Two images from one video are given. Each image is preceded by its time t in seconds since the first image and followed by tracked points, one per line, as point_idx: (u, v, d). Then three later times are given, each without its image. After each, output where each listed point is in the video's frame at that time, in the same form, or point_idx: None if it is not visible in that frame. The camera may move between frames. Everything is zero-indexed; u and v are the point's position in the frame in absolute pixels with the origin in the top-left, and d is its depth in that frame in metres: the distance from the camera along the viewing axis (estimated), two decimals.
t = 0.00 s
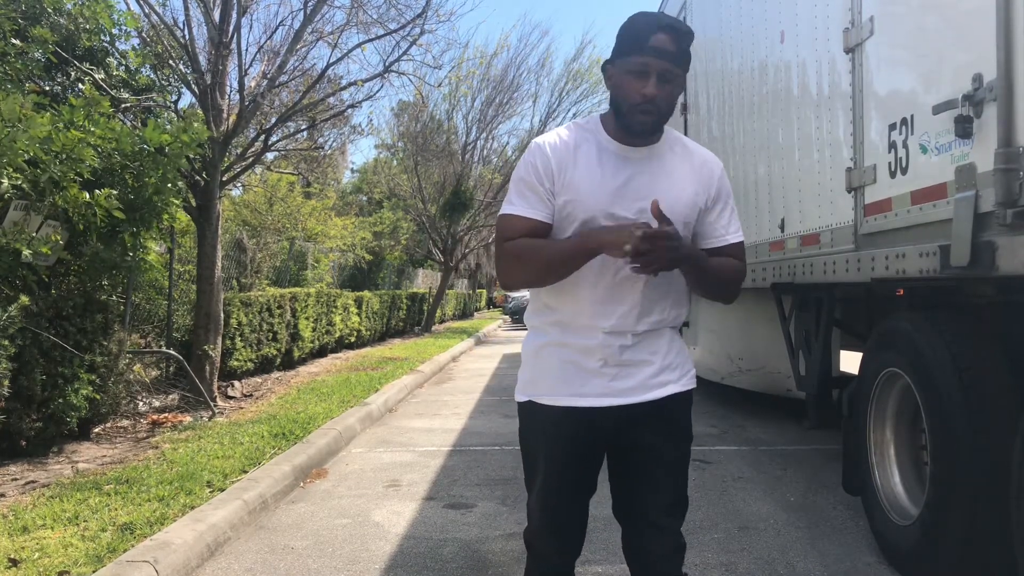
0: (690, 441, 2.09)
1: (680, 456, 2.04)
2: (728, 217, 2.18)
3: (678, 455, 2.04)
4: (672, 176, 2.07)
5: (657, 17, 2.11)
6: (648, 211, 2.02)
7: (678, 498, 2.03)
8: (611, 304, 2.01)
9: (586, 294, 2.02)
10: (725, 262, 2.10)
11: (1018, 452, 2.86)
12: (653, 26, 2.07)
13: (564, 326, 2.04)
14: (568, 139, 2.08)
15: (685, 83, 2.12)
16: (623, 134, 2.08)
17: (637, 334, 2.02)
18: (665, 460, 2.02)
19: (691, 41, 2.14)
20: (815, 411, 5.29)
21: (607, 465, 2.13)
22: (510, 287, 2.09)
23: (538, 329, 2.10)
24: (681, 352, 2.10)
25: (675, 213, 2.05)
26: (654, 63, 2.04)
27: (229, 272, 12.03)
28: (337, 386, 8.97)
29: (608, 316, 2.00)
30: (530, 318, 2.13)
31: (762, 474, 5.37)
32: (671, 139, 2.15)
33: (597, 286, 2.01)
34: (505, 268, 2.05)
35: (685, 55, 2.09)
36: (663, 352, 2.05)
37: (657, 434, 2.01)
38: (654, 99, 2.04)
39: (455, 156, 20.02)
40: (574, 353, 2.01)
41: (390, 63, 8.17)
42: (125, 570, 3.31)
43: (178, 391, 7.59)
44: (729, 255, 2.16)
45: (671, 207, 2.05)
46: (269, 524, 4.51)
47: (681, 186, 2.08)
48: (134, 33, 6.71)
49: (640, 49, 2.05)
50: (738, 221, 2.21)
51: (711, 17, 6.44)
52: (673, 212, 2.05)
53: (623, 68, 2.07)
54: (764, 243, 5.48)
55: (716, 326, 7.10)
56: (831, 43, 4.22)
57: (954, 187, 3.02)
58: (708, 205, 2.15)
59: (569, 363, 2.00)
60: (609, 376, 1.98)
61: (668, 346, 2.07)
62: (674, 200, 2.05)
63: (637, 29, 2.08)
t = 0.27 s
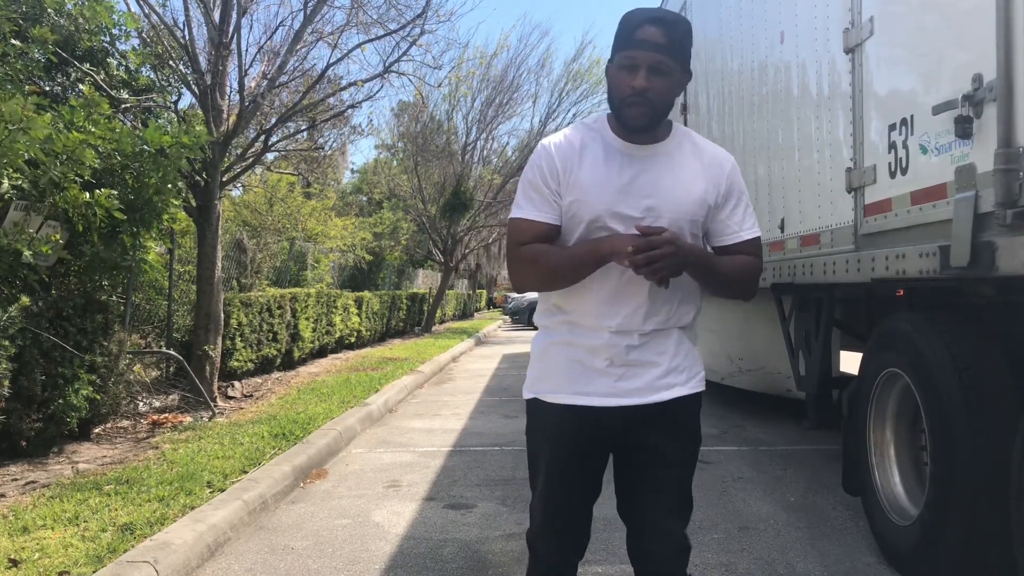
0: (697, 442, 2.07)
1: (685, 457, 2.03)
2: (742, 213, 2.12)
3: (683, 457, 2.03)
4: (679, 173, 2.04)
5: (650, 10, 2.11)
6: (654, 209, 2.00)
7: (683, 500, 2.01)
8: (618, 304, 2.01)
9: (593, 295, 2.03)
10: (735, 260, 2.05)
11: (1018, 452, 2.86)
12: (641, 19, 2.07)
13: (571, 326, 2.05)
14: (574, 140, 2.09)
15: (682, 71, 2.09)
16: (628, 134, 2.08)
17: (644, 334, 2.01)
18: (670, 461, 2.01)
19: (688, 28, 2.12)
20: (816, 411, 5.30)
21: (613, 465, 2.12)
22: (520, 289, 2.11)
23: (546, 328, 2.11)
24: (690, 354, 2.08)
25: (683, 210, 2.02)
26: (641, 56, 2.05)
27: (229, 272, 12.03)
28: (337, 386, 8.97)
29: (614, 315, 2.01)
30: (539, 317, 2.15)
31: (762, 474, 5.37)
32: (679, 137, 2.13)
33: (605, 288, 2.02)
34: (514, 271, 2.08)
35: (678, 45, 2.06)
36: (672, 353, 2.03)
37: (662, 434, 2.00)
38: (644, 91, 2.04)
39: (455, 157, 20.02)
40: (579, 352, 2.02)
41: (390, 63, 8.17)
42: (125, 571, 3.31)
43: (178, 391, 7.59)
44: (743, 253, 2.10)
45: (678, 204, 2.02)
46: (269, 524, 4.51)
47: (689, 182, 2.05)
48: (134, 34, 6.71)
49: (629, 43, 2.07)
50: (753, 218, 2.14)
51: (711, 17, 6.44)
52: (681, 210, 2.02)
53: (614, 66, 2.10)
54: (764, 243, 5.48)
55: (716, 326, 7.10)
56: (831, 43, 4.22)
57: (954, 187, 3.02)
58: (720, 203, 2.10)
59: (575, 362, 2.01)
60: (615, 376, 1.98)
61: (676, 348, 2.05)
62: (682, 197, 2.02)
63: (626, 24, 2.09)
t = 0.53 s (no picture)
0: (700, 443, 2.06)
1: (687, 458, 2.02)
2: (744, 209, 2.12)
3: (686, 457, 2.02)
4: (678, 171, 2.04)
5: (644, 8, 2.10)
6: (654, 207, 2.00)
7: (685, 501, 2.01)
8: (619, 303, 2.01)
9: (594, 294, 2.02)
10: (737, 257, 2.05)
11: (1018, 452, 2.86)
12: (636, 17, 2.07)
13: (572, 325, 2.05)
14: (573, 140, 2.09)
15: (679, 69, 2.08)
16: (627, 132, 2.08)
17: (645, 334, 2.01)
18: (672, 461, 2.00)
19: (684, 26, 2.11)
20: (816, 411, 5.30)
21: (615, 465, 2.12)
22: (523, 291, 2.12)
23: (548, 327, 2.12)
24: (693, 354, 2.07)
25: (683, 208, 2.01)
26: (637, 54, 2.04)
27: (229, 272, 12.03)
28: (338, 387, 8.97)
29: (615, 315, 2.00)
30: (542, 316, 2.15)
31: (763, 474, 5.37)
32: (678, 134, 2.12)
33: (606, 286, 2.01)
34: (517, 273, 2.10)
35: (674, 42, 2.05)
36: (674, 353, 2.02)
37: (664, 435, 2.00)
38: (640, 90, 2.04)
39: (455, 157, 20.02)
40: (581, 352, 2.02)
41: (390, 63, 8.17)
42: (125, 570, 3.32)
43: (178, 391, 7.59)
44: (746, 249, 2.09)
45: (679, 202, 2.01)
46: (269, 524, 4.51)
47: (689, 179, 2.04)
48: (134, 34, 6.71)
49: (624, 42, 2.06)
50: (756, 215, 2.13)
51: (712, 16, 6.44)
52: (681, 207, 2.01)
53: (610, 65, 2.10)
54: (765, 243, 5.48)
55: (716, 326, 7.10)
56: (831, 44, 4.22)
57: (954, 187, 3.02)
58: (721, 200, 2.10)
59: (577, 362, 2.01)
60: (616, 376, 1.98)
61: (679, 348, 2.04)
62: (682, 195, 2.01)
63: (621, 22, 2.09)
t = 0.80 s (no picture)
0: (694, 443, 2.06)
1: (682, 457, 2.02)
2: (733, 207, 2.12)
3: (680, 457, 2.02)
4: (668, 170, 2.04)
5: (629, 9, 2.11)
6: (645, 207, 2.00)
7: (681, 501, 2.00)
8: (612, 303, 2.01)
9: (587, 295, 2.03)
10: (728, 255, 2.05)
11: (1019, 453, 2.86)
12: (620, 19, 2.07)
13: (567, 325, 2.06)
14: (562, 143, 2.09)
15: (665, 69, 2.08)
16: (615, 133, 2.08)
17: (639, 334, 2.01)
18: (666, 462, 2.00)
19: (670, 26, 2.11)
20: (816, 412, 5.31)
21: (609, 466, 2.12)
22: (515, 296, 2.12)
23: (542, 329, 2.12)
24: (688, 354, 2.06)
25: (673, 207, 2.01)
26: (622, 56, 2.05)
27: (229, 272, 12.04)
28: (337, 387, 8.97)
29: (609, 315, 2.01)
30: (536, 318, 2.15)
31: (763, 475, 5.37)
32: (666, 133, 2.13)
33: (599, 287, 2.02)
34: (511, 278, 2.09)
35: (659, 43, 2.06)
36: (668, 353, 2.02)
37: (658, 435, 2.00)
38: (627, 90, 2.05)
39: (455, 157, 20.03)
40: (575, 352, 2.02)
41: (390, 64, 8.17)
42: (126, 571, 3.32)
43: (178, 392, 7.60)
44: (737, 247, 2.10)
45: (669, 201, 2.01)
46: (269, 525, 4.51)
47: (678, 178, 2.04)
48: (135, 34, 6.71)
49: (609, 44, 2.07)
50: (745, 212, 2.14)
51: (712, 17, 6.44)
52: (671, 206, 2.01)
53: (596, 67, 2.11)
54: (764, 244, 5.48)
55: (716, 327, 7.11)
56: (831, 44, 4.22)
57: (954, 188, 3.02)
58: (711, 198, 2.10)
59: (571, 362, 2.01)
60: (610, 376, 1.98)
61: (673, 348, 2.04)
62: (672, 193, 2.01)
63: (607, 24, 2.10)
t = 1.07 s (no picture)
0: (683, 442, 2.04)
1: (671, 456, 2.01)
2: (714, 205, 2.10)
3: (669, 455, 2.00)
4: (647, 170, 2.04)
5: (601, 13, 2.11)
6: (627, 206, 1.99)
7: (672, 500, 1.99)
8: (597, 302, 2.01)
9: (571, 295, 2.03)
10: (711, 252, 2.03)
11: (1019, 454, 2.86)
12: (593, 22, 2.08)
13: (553, 326, 2.06)
14: (542, 147, 2.11)
15: (639, 71, 2.09)
16: (593, 134, 2.09)
17: (625, 332, 2.01)
18: (655, 461, 1.99)
19: (643, 28, 2.11)
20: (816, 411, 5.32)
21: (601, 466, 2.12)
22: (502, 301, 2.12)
23: (530, 330, 2.13)
24: (674, 352, 2.06)
25: (654, 205, 2.00)
26: (596, 59, 2.05)
27: (229, 272, 12.04)
28: (337, 387, 8.97)
29: (594, 314, 2.01)
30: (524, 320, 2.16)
31: (762, 474, 5.37)
32: (645, 133, 2.13)
33: (583, 287, 2.02)
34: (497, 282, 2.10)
35: (632, 44, 2.06)
36: (654, 351, 2.02)
37: (646, 435, 1.99)
38: (601, 93, 2.06)
39: (455, 157, 20.03)
40: (562, 352, 2.02)
41: (390, 64, 8.17)
42: (125, 571, 3.32)
43: (178, 392, 7.60)
44: (720, 244, 2.08)
45: (649, 200, 2.00)
46: (268, 525, 4.51)
47: (658, 177, 2.03)
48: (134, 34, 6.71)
49: (582, 47, 2.08)
50: (727, 209, 2.12)
51: (711, 17, 6.43)
52: (652, 204, 2.00)
53: (572, 70, 2.12)
54: (764, 244, 5.48)
55: (716, 327, 7.11)
56: (831, 44, 4.22)
57: (954, 188, 3.02)
58: (692, 196, 2.08)
59: (558, 362, 2.02)
60: (596, 375, 1.98)
61: (659, 345, 2.03)
62: (652, 191, 2.01)
63: (580, 27, 2.10)
